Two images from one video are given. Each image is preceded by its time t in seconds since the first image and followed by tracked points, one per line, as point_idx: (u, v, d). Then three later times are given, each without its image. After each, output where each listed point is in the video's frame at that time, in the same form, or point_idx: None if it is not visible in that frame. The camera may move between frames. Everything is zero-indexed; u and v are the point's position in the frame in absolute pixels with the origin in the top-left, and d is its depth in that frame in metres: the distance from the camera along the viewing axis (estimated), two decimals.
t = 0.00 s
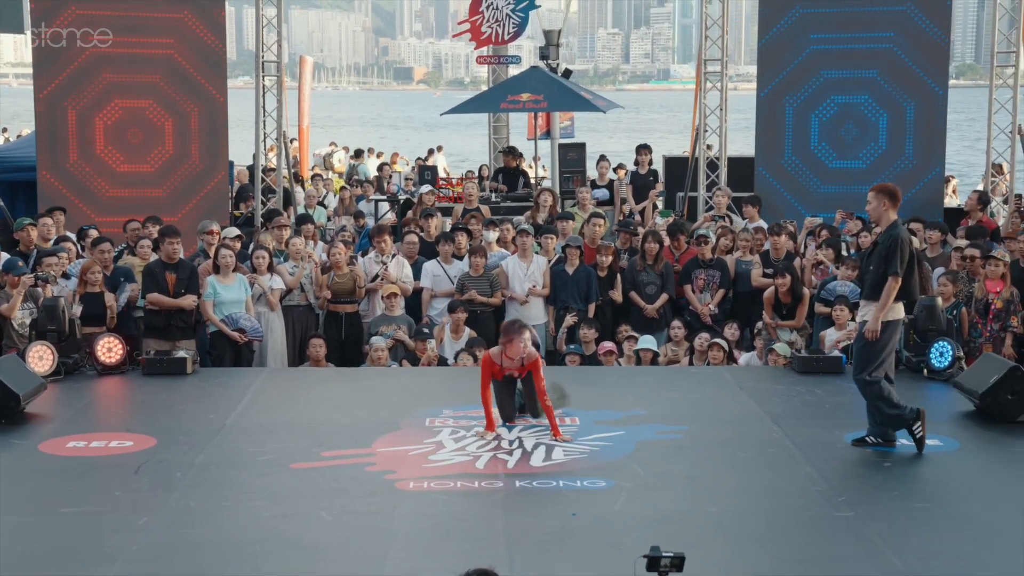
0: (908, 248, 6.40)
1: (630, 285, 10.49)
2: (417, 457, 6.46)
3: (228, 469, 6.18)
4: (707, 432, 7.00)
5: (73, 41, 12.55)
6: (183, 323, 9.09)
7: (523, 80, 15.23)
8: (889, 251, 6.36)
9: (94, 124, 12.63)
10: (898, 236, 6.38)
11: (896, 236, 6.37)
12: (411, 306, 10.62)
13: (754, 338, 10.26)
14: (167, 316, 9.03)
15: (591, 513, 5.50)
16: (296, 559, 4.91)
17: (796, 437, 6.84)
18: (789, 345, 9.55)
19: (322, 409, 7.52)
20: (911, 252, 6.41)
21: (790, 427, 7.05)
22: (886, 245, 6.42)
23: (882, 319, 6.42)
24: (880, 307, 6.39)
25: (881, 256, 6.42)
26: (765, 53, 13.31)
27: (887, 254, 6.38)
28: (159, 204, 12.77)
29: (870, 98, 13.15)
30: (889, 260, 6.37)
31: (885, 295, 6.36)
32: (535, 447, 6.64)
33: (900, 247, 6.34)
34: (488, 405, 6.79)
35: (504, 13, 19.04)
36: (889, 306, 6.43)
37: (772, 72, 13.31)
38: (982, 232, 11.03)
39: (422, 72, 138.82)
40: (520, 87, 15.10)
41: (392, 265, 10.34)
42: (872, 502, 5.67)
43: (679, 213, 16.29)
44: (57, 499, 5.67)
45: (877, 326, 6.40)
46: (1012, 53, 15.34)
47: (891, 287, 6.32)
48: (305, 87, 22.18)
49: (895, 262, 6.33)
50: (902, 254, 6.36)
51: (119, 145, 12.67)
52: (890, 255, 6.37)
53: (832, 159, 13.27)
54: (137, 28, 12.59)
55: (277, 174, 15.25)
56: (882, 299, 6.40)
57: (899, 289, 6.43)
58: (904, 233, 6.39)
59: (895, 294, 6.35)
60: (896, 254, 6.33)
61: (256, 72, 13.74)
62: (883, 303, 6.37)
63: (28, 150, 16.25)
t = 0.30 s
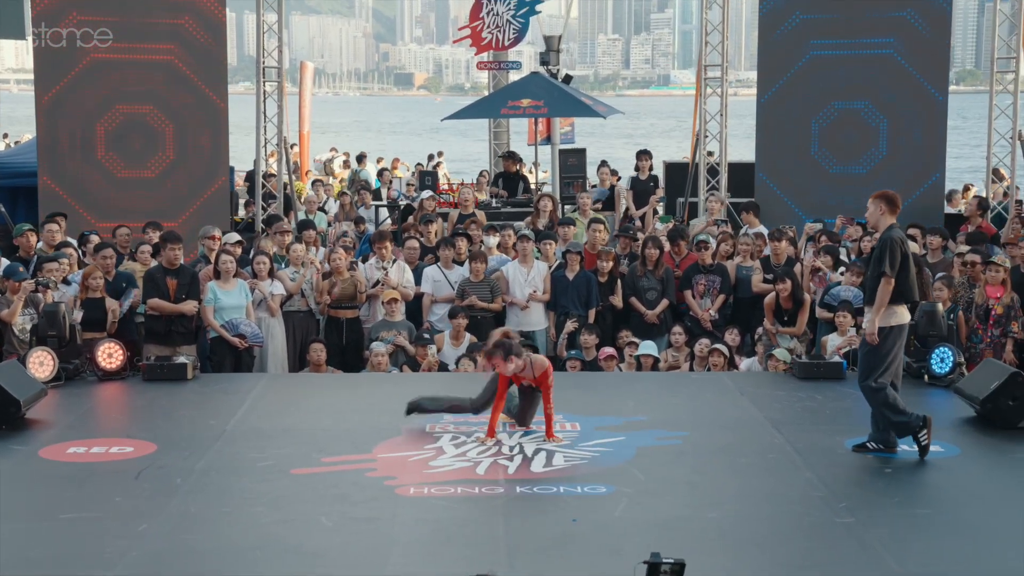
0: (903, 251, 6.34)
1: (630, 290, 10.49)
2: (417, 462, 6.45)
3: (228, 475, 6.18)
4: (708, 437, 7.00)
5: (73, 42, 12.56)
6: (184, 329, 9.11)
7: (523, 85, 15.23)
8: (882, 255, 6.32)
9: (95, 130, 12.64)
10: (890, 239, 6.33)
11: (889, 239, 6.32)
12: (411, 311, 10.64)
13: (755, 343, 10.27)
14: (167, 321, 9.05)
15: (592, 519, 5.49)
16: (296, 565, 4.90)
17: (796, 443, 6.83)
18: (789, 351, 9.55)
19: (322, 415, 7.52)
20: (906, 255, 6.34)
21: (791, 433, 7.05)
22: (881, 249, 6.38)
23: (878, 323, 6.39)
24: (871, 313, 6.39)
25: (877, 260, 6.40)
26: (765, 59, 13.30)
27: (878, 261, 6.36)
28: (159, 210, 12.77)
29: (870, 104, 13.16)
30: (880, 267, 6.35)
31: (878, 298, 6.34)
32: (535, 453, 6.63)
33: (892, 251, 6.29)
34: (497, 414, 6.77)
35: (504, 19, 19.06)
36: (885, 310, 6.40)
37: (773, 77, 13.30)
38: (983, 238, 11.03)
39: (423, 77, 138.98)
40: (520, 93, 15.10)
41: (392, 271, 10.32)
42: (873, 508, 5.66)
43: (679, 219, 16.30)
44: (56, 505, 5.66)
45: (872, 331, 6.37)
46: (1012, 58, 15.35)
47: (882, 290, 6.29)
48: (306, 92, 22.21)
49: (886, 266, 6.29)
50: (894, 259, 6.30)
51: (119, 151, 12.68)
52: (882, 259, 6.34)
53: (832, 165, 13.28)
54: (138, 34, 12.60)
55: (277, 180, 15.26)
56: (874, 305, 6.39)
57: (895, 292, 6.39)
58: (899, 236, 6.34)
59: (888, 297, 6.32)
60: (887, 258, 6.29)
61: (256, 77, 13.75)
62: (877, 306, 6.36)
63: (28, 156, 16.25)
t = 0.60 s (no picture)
0: (914, 259, 6.32)
1: (634, 297, 10.47)
2: (422, 469, 6.45)
3: (233, 481, 6.18)
4: (712, 444, 6.99)
5: (73, 42, 12.55)
6: (189, 335, 9.11)
7: (527, 92, 15.24)
8: (890, 261, 6.34)
9: (100, 137, 12.66)
10: (899, 246, 6.33)
11: (898, 246, 6.33)
12: (415, 318, 10.65)
13: (760, 350, 10.23)
14: (172, 328, 9.07)
15: (597, 525, 5.49)
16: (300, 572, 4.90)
17: (801, 449, 6.83)
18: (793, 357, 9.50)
19: (326, 421, 7.52)
20: (917, 263, 6.31)
21: (795, 439, 7.04)
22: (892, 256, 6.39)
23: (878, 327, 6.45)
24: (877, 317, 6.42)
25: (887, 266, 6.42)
26: (770, 66, 13.32)
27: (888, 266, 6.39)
28: (164, 216, 12.79)
29: (875, 110, 13.16)
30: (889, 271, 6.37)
31: (882, 304, 6.37)
32: (539, 459, 6.63)
33: (899, 258, 6.29)
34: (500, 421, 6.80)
35: (509, 25, 19.09)
36: (889, 316, 6.42)
37: (777, 84, 13.30)
38: (988, 244, 11.01)
39: (427, 84, 139.15)
40: (524, 100, 15.12)
41: (396, 278, 10.37)
42: (878, 515, 5.65)
43: (683, 225, 16.29)
44: (61, 511, 5.66)
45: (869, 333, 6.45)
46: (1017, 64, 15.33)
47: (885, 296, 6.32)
48: (310, 99, 22.23)
49: (893, 272, 6.31)
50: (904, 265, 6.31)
51: (125, 158, 12.71)
52: (891, 265, 6.36)
53: (837, 172, 13.29)
54: (144, 41, 12.64)
55: (281, 187, 15.28)
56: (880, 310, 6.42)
57: (903, 299, 6.38)
58: (909, 244, 6.32)
59: (892, 303, 6.33)
60: (894, 264, 6.31)
61: (261, 84, 13.77)
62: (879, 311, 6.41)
63: (34, 163, 16.30)
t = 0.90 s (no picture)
0: (952, 265, 6.26)
1: (642, 299, 10.47)
2: (429, 471, 6.44)
3: (240, 484, 6.18)
4: (720, 447, 6.98)
5: (74, 42, 12.59)
6: (196, 337, 9.15)
7: (535, 94, 15.23)
8: (929, 269, 6.25)
9: (109, 139, 12.70)
10: (938, 254, 6.25)
11: (937, 254, 6.25)
12: (423, 320, 10.65)
13: (767, 353, 10.29)
14: (180, 329, 9.09)
15: (604, 528, 5.48)
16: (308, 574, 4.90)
17: (809, 452, 6.81)
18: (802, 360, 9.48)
19: (334, 424, 7.52)
20: (955, 270, 6.26)
21: (803, 442, 7.02)
22: (928, 263, 6.31)
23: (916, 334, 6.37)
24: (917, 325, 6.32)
25: (923, 273, 6.33)
26: (778, 69, 13.30)
27: (928, 273, 6.29)
28: (173, 219, 12.84)
29: (884, 113, 13.14)
30: (930, 278, 6.28)
31: (923, 312, 6.28)
32: (547, 462, 6.62)
33: (941, 266, 6.21)
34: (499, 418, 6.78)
35: (516, 28, 19.10)
36: (928, 323, 6.35)
37: (785, 87, 13.28)
38: (997, 247, 10.96)
39: (435, 86, 139.25)
40: (532, 102, 15.12)
41: (403, 280, 10.35)
42: (886, 518, 5.64)
43: (691, 228, 16.27)
44: (69, 513, 5.67)
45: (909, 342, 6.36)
46: None
47: (929, 306, 6.23)
48: (318, 102, 22.25)
49: (934, 281, 6.22)
50: (945, 272, 6.24)
51: (133, 161, 12.75)
52: (930, 273, 6.26)
53: (846, 175, 13.27)
54: (149, 43, 12.66)
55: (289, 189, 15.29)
56: (919, 317, 6.33)
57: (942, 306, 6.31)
58: (946, 250, 6.26)
59: (934, 311, 6.26)
60: (936, 272, 6.22)
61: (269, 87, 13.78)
62: (918, 319, 6.32)
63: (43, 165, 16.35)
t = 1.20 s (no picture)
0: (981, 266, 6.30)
1: (645, 300, 10.46)
2: (432, 472, 6.45)
3: (243, 484, 6.19)
4: (722, 447, 6.98)
5: (74, 42, 12.57)
6: (199, 337, 9.14)
7: (538, 95, 15.22)
8: (972, 272, 6.23)
9: (112, 140, 12.71)
10: (970, 257, 6.26)
11: (969, 257, 6.26)
12: (426, 321, 10.63)
13: (770, 353, 10.24)
14: (184, 330, 9.08)
15: (607, 528, 5.48)
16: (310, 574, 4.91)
17: (812, 452, 6.81)
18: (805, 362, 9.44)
19: (337, 424, 7.52)
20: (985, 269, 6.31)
21: (806, 443, 7.02)
22: (958, 266, 6.31)
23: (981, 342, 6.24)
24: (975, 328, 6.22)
25: (957, 279, 6.30)
26: (782, 69, 13.28)
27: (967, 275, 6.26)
28: (176, 220, 12.85)
29: (887, 114, 13.13)
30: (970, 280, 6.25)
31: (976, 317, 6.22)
32: (550, 463, 6.62)
33: (978, 268, 6.23)
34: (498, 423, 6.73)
35: (520, 28, 19.08)
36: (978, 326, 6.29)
37: (788, 87, 13.26)
38: (1000, 248, 10.97)
39: (438, 87, 139.29)
40: (535, 103, 15.10)
41: (406, 280, 10.38)
42: (889, 519, 5.63)
43: (695, 228, 16.26)
44: (71, 514, 5.67)
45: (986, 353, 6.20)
46: None
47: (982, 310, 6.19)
48: (321, 102, 22.25)
49: (977, 284, 6.22)
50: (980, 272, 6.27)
51: (136, 162, 12.76)
52: (968, 278, 6.24)
53: (850, 175, 13.26)
54: (152, 44, 12.67)
55: (292, 190, 15.29)
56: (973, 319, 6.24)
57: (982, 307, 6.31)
58: (976, 251, 6.29)
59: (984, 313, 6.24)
60: (975, 275, 6.22)
61: (272, 88, 13.79)
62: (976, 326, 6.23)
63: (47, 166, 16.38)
